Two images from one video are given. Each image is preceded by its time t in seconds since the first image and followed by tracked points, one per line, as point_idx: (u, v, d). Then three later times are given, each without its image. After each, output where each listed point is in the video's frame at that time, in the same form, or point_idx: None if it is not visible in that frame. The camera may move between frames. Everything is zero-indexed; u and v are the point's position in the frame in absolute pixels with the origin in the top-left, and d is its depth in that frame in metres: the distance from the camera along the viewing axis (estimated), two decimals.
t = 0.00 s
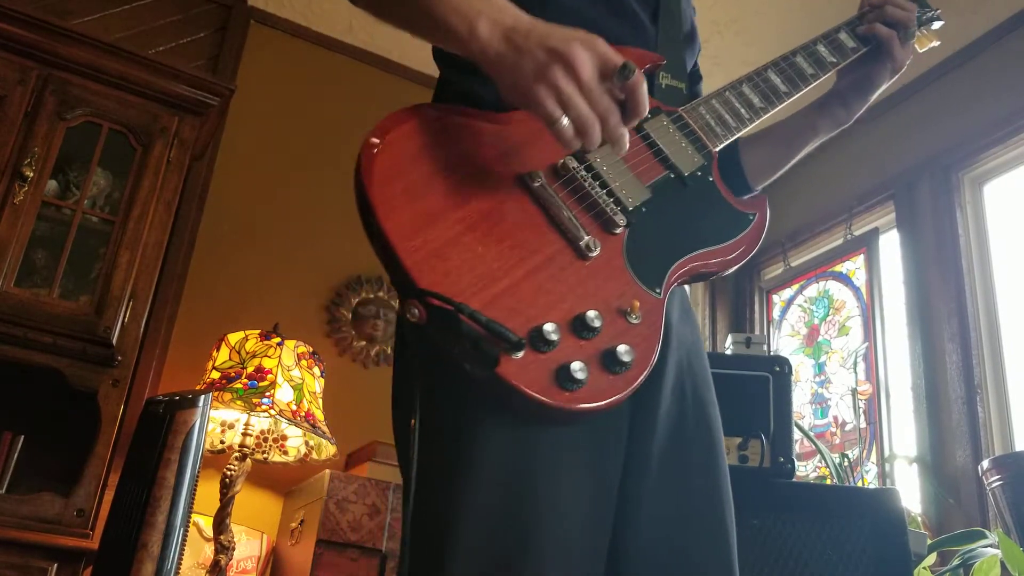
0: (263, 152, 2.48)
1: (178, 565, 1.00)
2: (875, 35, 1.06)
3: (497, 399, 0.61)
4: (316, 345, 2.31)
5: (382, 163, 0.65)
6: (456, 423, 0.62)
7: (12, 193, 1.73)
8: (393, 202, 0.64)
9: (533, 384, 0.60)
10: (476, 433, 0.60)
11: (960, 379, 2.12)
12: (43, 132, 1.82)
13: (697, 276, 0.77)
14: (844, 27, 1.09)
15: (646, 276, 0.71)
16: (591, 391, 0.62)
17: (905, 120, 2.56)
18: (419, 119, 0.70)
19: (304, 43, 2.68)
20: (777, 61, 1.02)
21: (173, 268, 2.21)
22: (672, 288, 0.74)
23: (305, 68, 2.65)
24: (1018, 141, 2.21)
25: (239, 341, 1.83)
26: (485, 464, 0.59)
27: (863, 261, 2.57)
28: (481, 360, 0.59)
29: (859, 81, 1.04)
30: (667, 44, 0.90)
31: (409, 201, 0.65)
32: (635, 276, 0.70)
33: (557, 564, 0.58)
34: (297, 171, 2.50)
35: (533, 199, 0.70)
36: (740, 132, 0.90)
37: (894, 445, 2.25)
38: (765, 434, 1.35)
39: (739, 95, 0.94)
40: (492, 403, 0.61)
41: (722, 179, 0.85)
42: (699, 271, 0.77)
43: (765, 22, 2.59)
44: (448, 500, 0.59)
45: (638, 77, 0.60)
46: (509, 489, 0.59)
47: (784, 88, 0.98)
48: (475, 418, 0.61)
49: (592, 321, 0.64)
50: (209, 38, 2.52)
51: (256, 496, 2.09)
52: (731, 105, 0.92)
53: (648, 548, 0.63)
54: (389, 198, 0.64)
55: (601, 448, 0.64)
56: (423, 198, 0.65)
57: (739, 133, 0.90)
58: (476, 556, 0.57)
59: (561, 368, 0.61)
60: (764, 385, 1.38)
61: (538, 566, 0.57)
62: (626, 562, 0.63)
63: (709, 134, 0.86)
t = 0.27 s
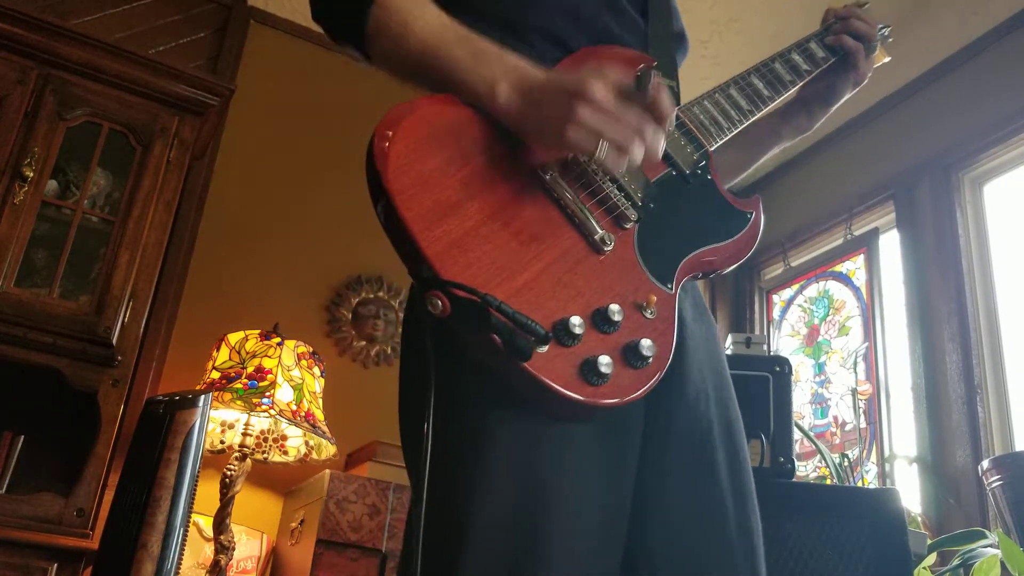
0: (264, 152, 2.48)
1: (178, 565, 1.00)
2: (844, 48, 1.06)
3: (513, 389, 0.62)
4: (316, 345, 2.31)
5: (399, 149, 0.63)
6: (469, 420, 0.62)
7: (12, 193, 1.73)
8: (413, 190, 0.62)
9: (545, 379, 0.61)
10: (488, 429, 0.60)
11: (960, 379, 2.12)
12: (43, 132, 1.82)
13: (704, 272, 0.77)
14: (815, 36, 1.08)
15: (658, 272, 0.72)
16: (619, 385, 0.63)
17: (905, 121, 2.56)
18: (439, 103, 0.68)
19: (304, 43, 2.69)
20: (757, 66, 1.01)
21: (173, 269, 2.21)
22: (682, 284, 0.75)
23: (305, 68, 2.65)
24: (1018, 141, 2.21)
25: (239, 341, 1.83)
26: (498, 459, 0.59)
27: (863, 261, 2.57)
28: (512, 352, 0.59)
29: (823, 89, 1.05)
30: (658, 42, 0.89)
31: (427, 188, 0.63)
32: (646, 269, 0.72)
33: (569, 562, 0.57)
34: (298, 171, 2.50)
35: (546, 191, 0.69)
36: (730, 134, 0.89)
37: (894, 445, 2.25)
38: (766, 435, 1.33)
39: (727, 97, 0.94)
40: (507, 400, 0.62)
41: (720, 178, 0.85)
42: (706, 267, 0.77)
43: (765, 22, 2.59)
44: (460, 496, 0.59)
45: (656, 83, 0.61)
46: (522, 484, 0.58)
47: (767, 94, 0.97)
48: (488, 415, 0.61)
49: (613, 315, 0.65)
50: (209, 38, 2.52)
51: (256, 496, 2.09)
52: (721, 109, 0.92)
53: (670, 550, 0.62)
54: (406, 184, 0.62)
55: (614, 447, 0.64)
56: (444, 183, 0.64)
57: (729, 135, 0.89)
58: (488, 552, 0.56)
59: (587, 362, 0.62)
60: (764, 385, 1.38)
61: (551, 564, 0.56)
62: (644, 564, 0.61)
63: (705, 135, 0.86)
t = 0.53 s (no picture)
0: (265, 151, 2.48)
1: (178, 565, 1.00)
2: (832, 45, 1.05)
3: (526, 381, 0.62)
4: (316, 344, 2.31)
5: (408, 153, 0.63)
6: (478, 414, 0.62)
7: (12, 193, 1.74)
8: (425, 194, 0.62)
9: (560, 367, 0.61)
10: (497, 424, 0.60)
11: (960, 379, 2.12)
12: (43, 132, 1.82)
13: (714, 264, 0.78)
14: (802, 31, 1.06)
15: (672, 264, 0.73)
16: (642, 378, 0.64)
17: (906, 121, 2.56)
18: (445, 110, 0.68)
19: (305, 43, 2.69)
20: (748, 61, 1.00)
21: (172, 269, 2.21)
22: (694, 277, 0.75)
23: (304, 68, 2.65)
24: (1018, 141, 2.21)
25: (239, 341, 1.83)
26: (508, 454, 0.59)
27: (863, 261, 2.57)
28: (541, 349, 0.59)
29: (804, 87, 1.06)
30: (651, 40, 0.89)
31: (438, 190, 0.63)
32: (661, 263, 0.72)
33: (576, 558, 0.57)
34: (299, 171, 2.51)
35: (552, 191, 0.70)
36: (730, 127, 0.89)
37: (894, 445, 2.25)
38: (765, 435, 1.34)
39: (722, 91, 0.93)
40: (518, 394, 0.62)
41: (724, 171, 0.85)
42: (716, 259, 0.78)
43: (765, 22, 2.59)
44: (468, 490, 0.59)
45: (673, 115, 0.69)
46: (531, 479, 0.58)
47: (760, 89, 0.95)
48: (498, 409, 0.61)
49: (633, 308, 0.66)
50: (209, 38, 2.52)
51: (256, 496, 2.09)
52: (719, 103, 0.91)
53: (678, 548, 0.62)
54: (418, 188, 0.62)
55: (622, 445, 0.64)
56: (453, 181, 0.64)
57: (728, 128, 0.89)
58: (497, 546, 0.56)
59: (612, 355, 0.63)
60: (764, 385, 1.38)
61: (558, 559, 0.56)
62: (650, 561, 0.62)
63: (704, 130, 0.85)
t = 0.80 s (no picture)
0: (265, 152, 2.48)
1: (178, 565, 1.00)
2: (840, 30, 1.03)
3: (521, 381, 0.63)
4: (315, 345, 2.31)
5: (404, 152, 0.65)
6: (471, 411, 0.62)
7: (12, 193, 1.74)
8: (419, 193, 0.64)
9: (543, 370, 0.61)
10: (491, 421, 0.61)
11: (960, 379, 2.12)
12: (43, 132, 1.82)
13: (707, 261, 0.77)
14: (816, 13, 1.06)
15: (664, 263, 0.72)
16: (629, 378, 0.64)
17: (906, 121, 2.56)
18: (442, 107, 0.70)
19: (305, 43, 2.69)
20: (760, 45, 1.01)
21: (173, 269, 2.21)
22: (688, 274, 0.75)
23: (304, 68, 2.65)
24: (1018, 141, 2.21)
25: (239, 341, 1.83)
26: (500, 450, 0.59)
27: (862, 261, 2.57)
28: (525, 352, 0.60)
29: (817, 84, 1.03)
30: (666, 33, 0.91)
31: (433, 189, 0.65)
32: (652, 261, 0.72)
33: (566, 556, 0.57)
34: (297, 171, 2.50)
35: (546, 188, 0.71)
36: (734, 119, 0.89)
37: (894, 445, 2.25)
38: (765, 434, 1.34)
39: (731, 81, 0.93)
40: (513, 391, 0.62)
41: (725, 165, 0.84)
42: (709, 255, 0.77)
43: (765, 22, 2.59)
44: (460, 486, 0.59)
45: (666, 149, 0.71)
46: (522, 475, 0.58)
47: (769, 78, 0.97)
48: (492, 407, 0.61)
49: (621, 310, 0.66)
50: (209, 38, 2.52)
51: (256, 496, 2.09)
52: (726, 92, 0.91)
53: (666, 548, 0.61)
54: (412, 187, 0.64)
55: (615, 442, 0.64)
56: (447, 183, 0.65)
57: (732, 119, 0.89)
58: (487, 542, 0.56)
59: (596, 357, 0.63)
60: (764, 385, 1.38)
61: (548, 557, 0.56)
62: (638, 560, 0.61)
63: (708, 118, 0.85)
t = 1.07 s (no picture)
0: (263, 151, 2.48)
1: (178, 565, 1.00)
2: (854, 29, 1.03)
3: (489, 388, 0.63)
4: (316, 344, 2.31)
5: (387, 157, 0.65)
6: (438, 415, 0.63)
7: (12, 193, 1.74)
8: (398, 199, 0.64)
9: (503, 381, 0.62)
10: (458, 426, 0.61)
11: (960, 379, 2.12)
12: (44, 132, 1.82)
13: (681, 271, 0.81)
14: (816, 17, 1.05)
15: (637, 276, 0.74)
16: (586, 391, 0.65)
17: (906, 120, 2.56)
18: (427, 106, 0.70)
19: (304, 42, 2.68)
20: (770, 43, 1.01)
21: (173, 269, 2.21)
22: (660, 283, 0.77)
23: (303, 68, 2.65)
24: (1019, 140, 2.20)
25: (239, 341, 1.84)
26: (466, 455, 0.60)
27: (862, 261, 2.57)
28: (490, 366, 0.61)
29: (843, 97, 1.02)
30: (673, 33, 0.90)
31: (414, 195, 0.65)
32: (623, 271, 0.73)
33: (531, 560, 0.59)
34: (294, 170, 2.50)
35: (528, 193, 0.71)
36: (727, 124, 0.90)
37: (894, 445, 2.25)
38: (765, 434, 1.36)
39: (732, 82, 0.93)
40: (479, 396, 0.63)
41: (711, 172, 0.86)
42: (683, 267, 0.80)
43: (764, 22, 2.59)
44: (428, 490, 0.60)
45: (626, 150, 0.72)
46: (488, 481, 0.60)
47: (771, 79, 0.98)
48: (460, 410, 0.62)
49: (585, 327, 0.66)
50: (209, 38, 2.52)
51: (256, 496, 2.09)
52: (724, 94, 0.91)
53: (624, 549, 0.64)
54: (393, 193, 0.64)
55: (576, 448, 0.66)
56: (431, 189, 0.66)
57: (726, 124, 0.90)
58: (454, 547, 0.57)
59: (556, 373, 0.64)
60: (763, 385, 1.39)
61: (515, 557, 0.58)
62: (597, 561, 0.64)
63: (700, 126, 0.86)
